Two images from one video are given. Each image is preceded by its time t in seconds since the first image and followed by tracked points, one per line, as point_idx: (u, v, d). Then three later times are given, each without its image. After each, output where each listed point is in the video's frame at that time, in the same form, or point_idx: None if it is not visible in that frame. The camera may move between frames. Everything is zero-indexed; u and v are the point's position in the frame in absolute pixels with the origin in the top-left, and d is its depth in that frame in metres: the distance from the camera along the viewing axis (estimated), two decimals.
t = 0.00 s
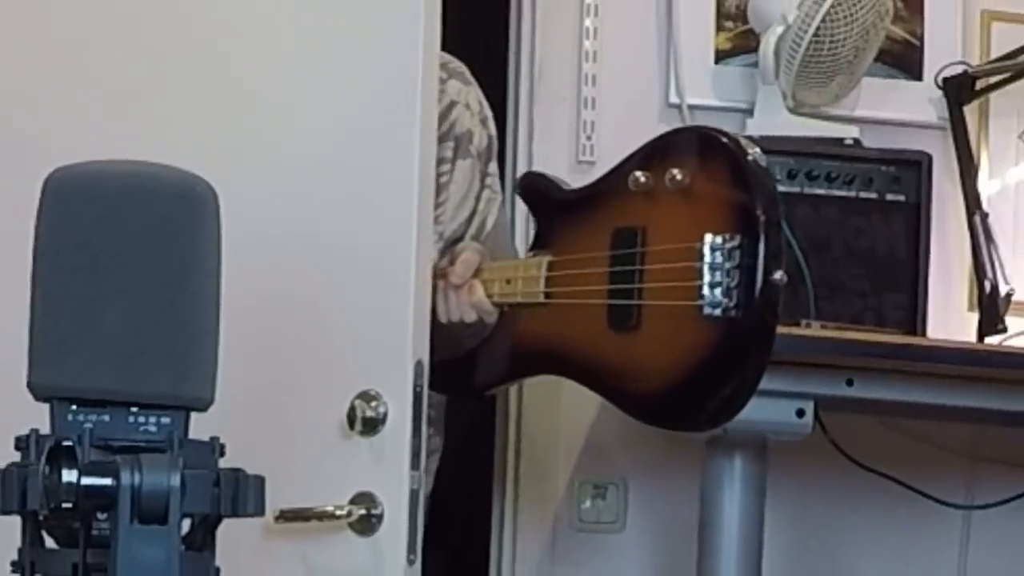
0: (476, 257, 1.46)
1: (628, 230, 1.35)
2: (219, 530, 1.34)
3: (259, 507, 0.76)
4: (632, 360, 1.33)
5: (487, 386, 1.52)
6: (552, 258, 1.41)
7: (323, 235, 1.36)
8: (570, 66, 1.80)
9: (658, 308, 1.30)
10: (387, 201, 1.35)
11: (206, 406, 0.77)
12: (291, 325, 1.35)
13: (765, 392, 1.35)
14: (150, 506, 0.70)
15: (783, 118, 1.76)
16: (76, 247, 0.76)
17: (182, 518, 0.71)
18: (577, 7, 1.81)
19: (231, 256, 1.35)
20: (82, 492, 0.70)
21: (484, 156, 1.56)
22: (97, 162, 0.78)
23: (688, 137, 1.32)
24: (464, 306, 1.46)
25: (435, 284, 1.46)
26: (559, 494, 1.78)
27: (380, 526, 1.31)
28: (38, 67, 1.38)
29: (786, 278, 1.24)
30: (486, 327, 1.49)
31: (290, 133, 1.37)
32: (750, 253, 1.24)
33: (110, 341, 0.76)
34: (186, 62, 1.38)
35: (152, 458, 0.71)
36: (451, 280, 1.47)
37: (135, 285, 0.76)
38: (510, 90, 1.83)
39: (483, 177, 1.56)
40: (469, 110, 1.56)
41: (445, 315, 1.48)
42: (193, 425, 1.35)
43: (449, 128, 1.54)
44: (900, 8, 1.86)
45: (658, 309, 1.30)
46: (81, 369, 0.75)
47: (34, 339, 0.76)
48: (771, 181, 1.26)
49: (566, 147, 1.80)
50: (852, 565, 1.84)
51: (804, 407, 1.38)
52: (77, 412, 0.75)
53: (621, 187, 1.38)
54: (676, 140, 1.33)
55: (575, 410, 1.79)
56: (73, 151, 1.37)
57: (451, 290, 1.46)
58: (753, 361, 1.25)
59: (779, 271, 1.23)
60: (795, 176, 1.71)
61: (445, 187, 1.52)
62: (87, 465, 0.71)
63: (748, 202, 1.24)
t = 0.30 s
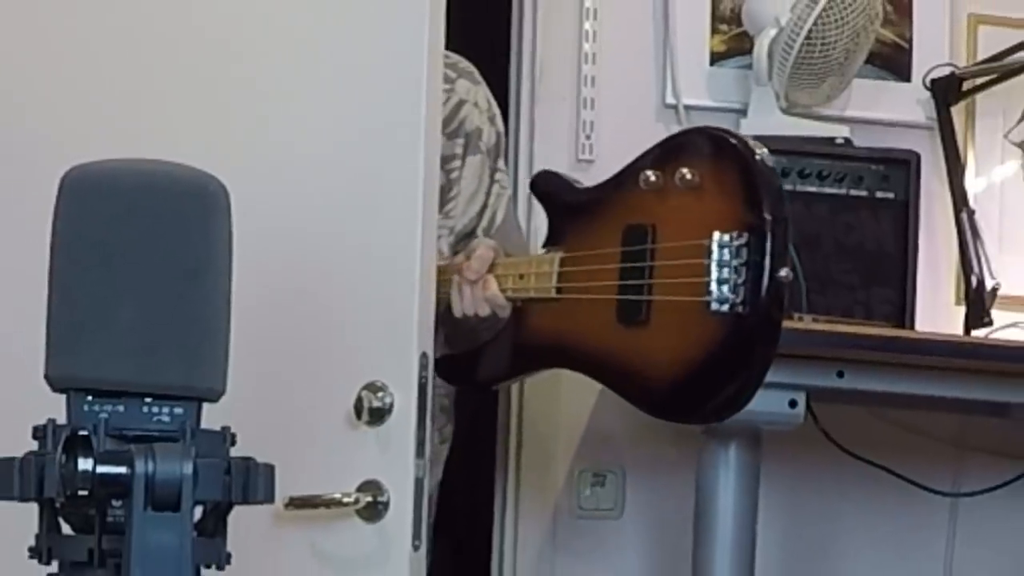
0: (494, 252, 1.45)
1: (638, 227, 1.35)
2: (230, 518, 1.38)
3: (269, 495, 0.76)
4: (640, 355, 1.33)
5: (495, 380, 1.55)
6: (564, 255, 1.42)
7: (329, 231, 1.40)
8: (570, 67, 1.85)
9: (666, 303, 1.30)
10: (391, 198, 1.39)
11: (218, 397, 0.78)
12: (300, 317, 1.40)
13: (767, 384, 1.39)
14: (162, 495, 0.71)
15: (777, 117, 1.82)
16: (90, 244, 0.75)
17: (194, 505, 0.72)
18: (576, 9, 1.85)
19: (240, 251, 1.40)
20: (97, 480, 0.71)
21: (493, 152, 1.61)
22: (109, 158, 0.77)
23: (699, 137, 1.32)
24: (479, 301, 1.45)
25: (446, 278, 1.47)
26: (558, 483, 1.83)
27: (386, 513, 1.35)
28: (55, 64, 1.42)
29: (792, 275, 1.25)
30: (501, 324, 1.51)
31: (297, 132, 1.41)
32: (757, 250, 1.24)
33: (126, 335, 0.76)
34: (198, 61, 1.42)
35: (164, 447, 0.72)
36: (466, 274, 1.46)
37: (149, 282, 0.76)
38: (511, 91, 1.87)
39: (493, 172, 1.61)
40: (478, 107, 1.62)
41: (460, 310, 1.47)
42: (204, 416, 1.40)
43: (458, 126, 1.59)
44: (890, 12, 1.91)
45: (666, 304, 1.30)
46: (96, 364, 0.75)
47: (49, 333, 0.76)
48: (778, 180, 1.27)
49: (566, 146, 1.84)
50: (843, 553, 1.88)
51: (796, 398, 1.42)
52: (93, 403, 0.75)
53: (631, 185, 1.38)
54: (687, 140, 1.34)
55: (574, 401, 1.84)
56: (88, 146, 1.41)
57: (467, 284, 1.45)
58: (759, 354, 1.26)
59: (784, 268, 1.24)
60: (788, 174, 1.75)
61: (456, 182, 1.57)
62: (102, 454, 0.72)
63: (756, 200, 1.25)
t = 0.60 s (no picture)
0: (506, 249, 1.47)
1: (647, 225, 1.38)
2: (241, 505, 1.42)
3: (279, 482, 0.79)
4: (648, 348, 1.37)
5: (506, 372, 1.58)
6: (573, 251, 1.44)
7: (335, 228, 1.45)
8: (569, 69, 1.89)
9: (673, 298, 1.33)
10: (397, 196, 1.44)
11: (229, 387, 0.81)
12: (309, 310, 1.44)
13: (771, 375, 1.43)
14: (176, 482, 0.74)
15: (770, 117, 1.86)
16: (105, 239, 0.78)
17: (207, 492, 0.75)
18: (575, 12, 1.90)
19: (248, 247, 1.45)
20: (113, 468, 0.74)
21: (498, 149, 1.66)
22: (125, 157, 0.80)
23: (706, 137, 1.35)
24: (490, 295, 1.47)
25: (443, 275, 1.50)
26: (557, 471, 1.88)
27: (391, 500, 1.39)
28: (70, 63, 1.47)
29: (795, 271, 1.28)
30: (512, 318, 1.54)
31: (303, 131, 1.46)
32: (761, 247, 1.27)
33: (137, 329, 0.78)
34: (208, 60, 1.46)
35: (177, 436, 0.75)
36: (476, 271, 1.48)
37: (162, 278, 0.79)
38: (512, 92, 1.92)
39: (499, 169, 1.66)
40: (483, 107, 1.65)
41: (472, 305, 1.49)
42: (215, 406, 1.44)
43: (465, 124, 1.63)
44: (878, 15, 1.96)
45: (673, 299, 1.33)
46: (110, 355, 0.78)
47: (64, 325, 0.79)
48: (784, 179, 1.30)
49: (566, 146, 1.89)
50: (834, 543, 1.93)
51: (788, 389, 1.44)
52: (109, 393, 0.78)
53: (639, 184, 1.41)
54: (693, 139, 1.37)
55: (573, 389, 1.89)
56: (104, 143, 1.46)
57: (478, 280, 1.47)
58: (763, 348, 1.29)
59: (788, 264, 1.26)
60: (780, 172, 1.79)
61: (465, 179, 1.62)
62: (118, 442, 0.75)
63: (761, 199, 1.28)
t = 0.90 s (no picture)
0: (518, 242, 1.52)
1: (654, 217, 1.41)
2: (252, 492, 1.47)
3: (288, 469, 0.84)
4: (656, 337, 1.39)
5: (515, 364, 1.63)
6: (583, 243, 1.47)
7: (341, 225, 1.50)
8: (569, 70, 1.94)
9: (680, 287, 1.36)
10: (401, 195, 1.49)
11: (240, 377, 0.86)
12: (316, 304, 1.49)
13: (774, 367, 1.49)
14: (189, 470, 0.78)
15: (763, 117, 1.92)
16: (117, 235, 0.83)
17: (219, 479, 0.80)
18: (574, 16, 1.95)
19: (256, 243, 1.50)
20: (128, 456, 0.79)
21: (504, 145, 1.70)
22: (138, 156, 0.86)
23: (712, 130, 1.39)
24: (504, 287, 1.52)
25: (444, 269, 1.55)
26: (557, 458, 1.93)
27: (397, 486, 1.45)
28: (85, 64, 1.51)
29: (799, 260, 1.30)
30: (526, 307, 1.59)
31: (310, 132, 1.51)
32: (767, 237, 1.30)
33: (148, 320, 0.83)
34: (219, 63, 1.51)
35: (190, 425, 0.80)
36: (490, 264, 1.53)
37: (173, 272, 0.84)
38: (513, 92, 1.97)
39: (504, 163, 1.70)
40: (488, 104, 1.70)
41: (485, 297, 1.54)
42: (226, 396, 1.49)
43: (470, 122, 1.67)
44: (868, 18, 2.01)
45: (680, 288, 1.36)
46: (125, 345, 0.83)
47: (83, 318, 0.84)
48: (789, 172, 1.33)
49: (566, 145, 1.94)
50: (827, 530, 1.99)
51: (780, 379, 1.48)
52: (124, 383, 0.83)
53: (647, 177, 1.45)
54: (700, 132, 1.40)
55: (574, 379, 1.94)
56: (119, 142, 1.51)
57: (492, 272, 1.52)
58: (769, 336, 1.32)
59: (793, 254, 1.29)
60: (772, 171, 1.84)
61: (471, 173, 1.66)
62: (133, 432, 0.80)
63: (766, 190, 1.31)
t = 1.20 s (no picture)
0: (533, 236, 1.56)
1: (667, 210, 1.47)
2: (264, 478, 1.52)
3: (300, 457, 0.84)
4: (668, 326, 1.45)
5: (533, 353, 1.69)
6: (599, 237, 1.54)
7: (347, 221, 1.55)
8: (568, 73, 2.00)
9: (692, 278, 1.42)
10: (405, 193, 1.54)
11: (253, 369, 0.86)
12: (324, 297, 1.54)
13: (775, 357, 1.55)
14: (202, 457, 0.79)
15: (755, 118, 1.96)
16: (134, 232, 0.84)
17: (231, 466, 0.80)
18: (574, 20, 2.01)
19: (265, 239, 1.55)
20: (143, 444, 0.79)
21: (510, 142, 1.73)
22: (159, 156, 0.86)
23: (723, 126, 1.45)
24: (519, 280, 1.57)
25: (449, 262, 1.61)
26: (557, 447, 1.98)
27: (403, 473, 1.50)
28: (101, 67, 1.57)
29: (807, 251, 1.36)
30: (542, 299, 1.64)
31: (317, 133, 1.56)
32: (775, 229, 1.35)
33: (160, 315, 0.83)
34: (230, 65, 1.56)
35: (204, 414, 0.80)
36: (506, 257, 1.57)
37: (188, 267, 0.84)
38: (515, 93, 2.02)
39: (510, 160, 1.74)
40: (493, 103, 1.72)
41: (501, 289, 1.58)
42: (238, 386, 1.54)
43: (476, 120, 1.70)
44: (857, 22, 2.06)
45: (692, 278, 1.42)
46: (139, 338, 0.84)
47: (101, 308, 0.85)
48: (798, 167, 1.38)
49: (566, 144, 2.00)
50: (819, 517, 2.04)
51: (772, 369, 1.54)
52: (140, 373, 0.83)
53: (660, 172, 1.51)
54: (712, 129, 1.46)
55: (574, 371, 2.00)
56: (135, 143, 1.56)
57: (507, 266, 1.56)
58: (776, 325, 1.37)
59: (800, 245, 1.35)
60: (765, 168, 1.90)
61: (478, 170, 1.70)
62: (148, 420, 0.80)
63: (775, 184, 1.36)
